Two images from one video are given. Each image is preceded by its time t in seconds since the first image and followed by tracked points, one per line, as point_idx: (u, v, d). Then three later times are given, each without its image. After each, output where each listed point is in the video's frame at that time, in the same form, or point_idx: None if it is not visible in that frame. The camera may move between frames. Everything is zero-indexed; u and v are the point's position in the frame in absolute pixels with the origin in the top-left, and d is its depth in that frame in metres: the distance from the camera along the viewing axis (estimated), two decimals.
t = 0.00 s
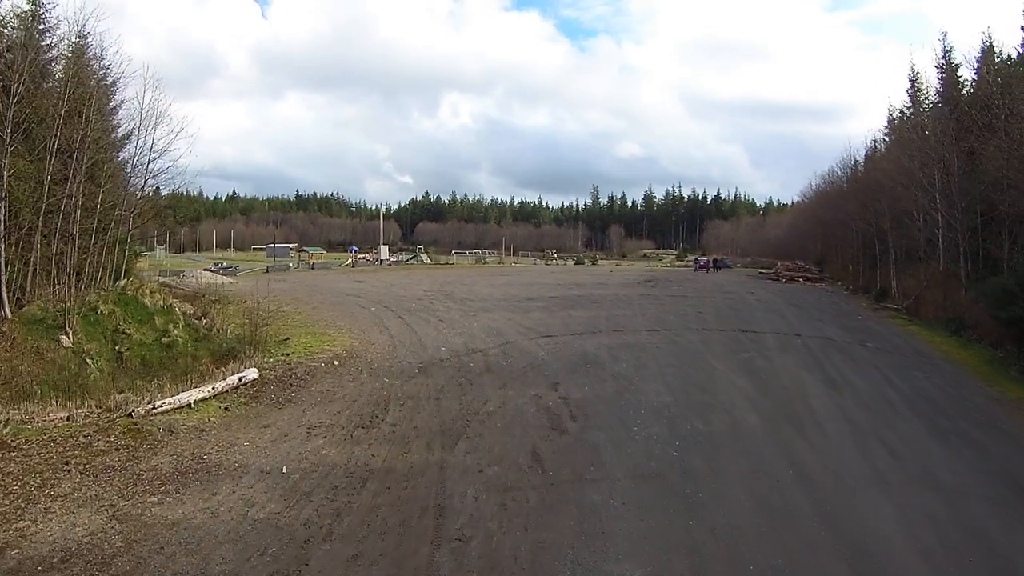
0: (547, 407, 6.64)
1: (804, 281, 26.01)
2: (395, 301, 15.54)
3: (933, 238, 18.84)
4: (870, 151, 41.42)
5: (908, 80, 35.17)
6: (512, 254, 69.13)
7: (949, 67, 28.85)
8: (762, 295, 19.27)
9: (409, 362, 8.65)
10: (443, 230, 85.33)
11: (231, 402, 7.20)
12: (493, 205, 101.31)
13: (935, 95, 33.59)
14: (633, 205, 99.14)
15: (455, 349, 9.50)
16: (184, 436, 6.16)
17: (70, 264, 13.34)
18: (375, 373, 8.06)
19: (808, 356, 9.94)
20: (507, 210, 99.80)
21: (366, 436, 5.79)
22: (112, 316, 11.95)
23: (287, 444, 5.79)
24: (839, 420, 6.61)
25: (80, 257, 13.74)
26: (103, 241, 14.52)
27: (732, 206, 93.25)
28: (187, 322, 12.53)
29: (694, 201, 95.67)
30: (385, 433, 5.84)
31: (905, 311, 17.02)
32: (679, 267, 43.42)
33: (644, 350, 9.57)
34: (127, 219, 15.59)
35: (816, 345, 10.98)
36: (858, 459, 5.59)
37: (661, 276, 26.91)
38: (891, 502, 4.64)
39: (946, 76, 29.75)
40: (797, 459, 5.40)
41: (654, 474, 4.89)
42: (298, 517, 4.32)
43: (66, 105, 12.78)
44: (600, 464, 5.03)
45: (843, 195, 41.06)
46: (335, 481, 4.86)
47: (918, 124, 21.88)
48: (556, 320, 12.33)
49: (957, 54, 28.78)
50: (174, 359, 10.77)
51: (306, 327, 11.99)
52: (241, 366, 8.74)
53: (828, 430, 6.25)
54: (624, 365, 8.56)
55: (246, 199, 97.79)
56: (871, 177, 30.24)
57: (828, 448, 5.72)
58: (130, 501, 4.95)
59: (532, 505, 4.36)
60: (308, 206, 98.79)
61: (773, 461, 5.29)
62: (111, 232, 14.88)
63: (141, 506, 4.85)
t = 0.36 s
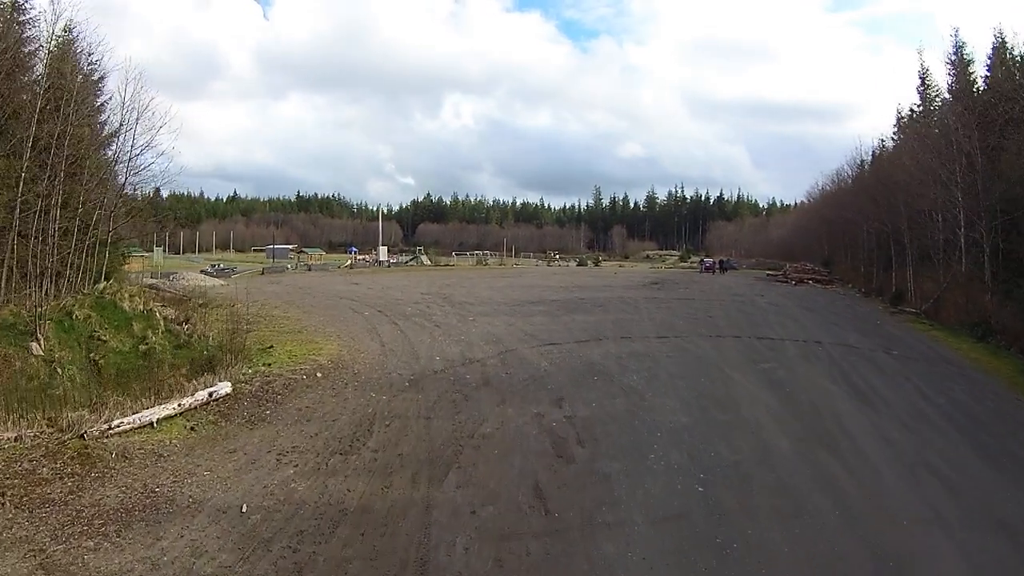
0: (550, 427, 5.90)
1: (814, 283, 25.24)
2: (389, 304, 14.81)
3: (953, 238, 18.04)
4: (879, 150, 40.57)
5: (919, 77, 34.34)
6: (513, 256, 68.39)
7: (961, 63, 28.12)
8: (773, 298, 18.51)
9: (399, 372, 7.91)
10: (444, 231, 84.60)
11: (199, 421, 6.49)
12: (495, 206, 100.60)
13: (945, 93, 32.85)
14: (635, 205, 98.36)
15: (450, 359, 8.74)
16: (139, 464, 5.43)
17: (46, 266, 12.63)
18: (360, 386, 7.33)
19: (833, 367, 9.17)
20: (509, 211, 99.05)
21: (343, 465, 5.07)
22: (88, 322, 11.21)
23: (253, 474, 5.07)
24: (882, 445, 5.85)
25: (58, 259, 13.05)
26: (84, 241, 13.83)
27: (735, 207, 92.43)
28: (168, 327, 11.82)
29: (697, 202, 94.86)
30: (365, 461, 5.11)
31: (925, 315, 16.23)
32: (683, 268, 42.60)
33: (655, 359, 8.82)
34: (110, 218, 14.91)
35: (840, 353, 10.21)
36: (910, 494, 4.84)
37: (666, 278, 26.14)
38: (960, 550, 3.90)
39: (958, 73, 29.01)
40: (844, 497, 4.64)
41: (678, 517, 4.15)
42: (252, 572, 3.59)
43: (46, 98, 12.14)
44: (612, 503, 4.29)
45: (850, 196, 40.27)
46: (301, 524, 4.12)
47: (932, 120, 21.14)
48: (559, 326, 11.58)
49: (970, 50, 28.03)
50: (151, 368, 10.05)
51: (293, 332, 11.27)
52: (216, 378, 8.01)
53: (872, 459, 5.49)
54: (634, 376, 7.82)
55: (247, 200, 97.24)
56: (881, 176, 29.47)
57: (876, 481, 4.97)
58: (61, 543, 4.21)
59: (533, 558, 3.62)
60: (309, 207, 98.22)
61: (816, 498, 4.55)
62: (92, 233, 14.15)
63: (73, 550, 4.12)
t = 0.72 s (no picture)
0: (557, 457, 5.19)
1: (823, 286, 24.50)
2: (384, 308, 14.08)
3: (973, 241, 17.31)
4: (886, 151, 39.81)
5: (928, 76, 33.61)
6: (514, 257, 67.66)
7: (974, 61, 27.38)
8: (784, 302, 17.77)
9: (388, 386, 7.21)
10: (444, 232, 83.90)
11: (161, 447, 5.80)
12: (495, 207, 99.91)
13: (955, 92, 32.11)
14: (637, 207, 97.63)
15: (445, 370, 8.03)
16: (82, 502, 4.75)
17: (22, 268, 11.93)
18: (344, 403, 6.65)
19: (862, 383, 8.45)
20: (510, 212, 98.32)
21: (316, 506, 4.37)
22: (61, 329, 10.44)
23: (210, 516, 4.37)
24: (937, 482, 5.13)
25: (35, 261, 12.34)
26: (63, 243, 13.12)
27: (738, 208, 91.70)
28: (147, 335, 11.11)
29: (699, 203, 94.13)
30: (341, 502, 4.41)
31: (944, 321, 15.53)
32: (687, 270, 41.85)
33: (668, 373, 8.10)
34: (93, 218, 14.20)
35: (866, 365, 9.48)
36: (980, 545, 4.13)
37: (671, 280, 25.42)
38: None
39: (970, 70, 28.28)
40: (904, 551, 3.94)
41: None
42: None
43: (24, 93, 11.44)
44: (633, 562, 3.58)
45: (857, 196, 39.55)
46: None
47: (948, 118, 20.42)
48: (562, 333, 10.85)
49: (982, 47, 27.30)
50: (125, 379, 9.33)
51: (280, 339, 10.57)
52: (188, 393, 7.32)
53: (928, 500, 4.78)
54: (647, 394, 7.09)
55: (246, 201, 96.67)
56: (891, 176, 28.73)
57: (939, 531, 4.27)
58: None
59: None
60: (308, 208, 97.62)
61: (874, 552, 3.87)
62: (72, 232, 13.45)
63: None
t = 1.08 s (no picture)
0: (565, 493, 4.51)
1: (831, 289, 23.85)
2: (377, 312, 13.38)
3: (992, 242, 16.65)
4: (893, 151, 39.14)
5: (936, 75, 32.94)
6: (514, 258, 67.06)
7: (984, 58, 26.82)
8: (795, 307, 17.10)
9: (376, 404, 6.55)
10: (443, 233, 83.28)
11: (117, 479, 5.16)
12: (495, 208, 99.29)
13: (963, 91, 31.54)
14: (637, 208, 97.00)
15: (440, 383, 7.34)
16: (14, 549, 4.10)
17: None
18: (326, 425, 5.99)
19: (894, 398, 7.77)
20: (509, 213, 97.72)
21: (282, 559, 3.71)
22: (31, 338, 9.67)
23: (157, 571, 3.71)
24: (1002, 520, 4.47)
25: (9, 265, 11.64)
26: (41, 245, 12.43)
27: (739, 209, 91.22)
28: (124, 343, 10.42)
29: (700, 203, 93.55)
30: (312, 554, 3.76)
31: (963, 326, 14.88)
32: (689, 272, 41.16)
33: (682, 388, 7.43)
34: (75, 220, 13.52)
35: (893, 378, 8.83)
36: None
37: (676, 283, 24.69)
38: None
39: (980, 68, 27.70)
40: None
41: None
42: None
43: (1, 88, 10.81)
44: None
45: (861, 196, 38.97)
46: None
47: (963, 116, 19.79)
48: (566, 341, 10.16)
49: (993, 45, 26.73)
50: (95, 393, 8.64)
51: (265, 347, 9.89)
52: (156, 413, 6.66)
53: (996, 543, 4.12)
54: (663, 413, 6.44)
55: (244, 202, 96.01)
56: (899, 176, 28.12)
57: None
58: None
59: None
60: (307, 209, 96.97)
61: None
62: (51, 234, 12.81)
63: None
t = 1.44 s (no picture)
0: (580, 544, 3.84)
1: (840, 292, 23.21)
2: (370, 317, 12.69)
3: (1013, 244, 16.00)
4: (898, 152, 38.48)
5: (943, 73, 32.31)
6: (513, 260, 66.37)
7: (995, 56, 26.23)
8: (808, 312, 16.44)
9: (362, 427, 5.87)
10: (442, 234, 82.62)
11: (61, 520, 4.47)
12: (494, 209, 98.60)
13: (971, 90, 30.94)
14: (637, 209, 96.38)
15: (435, 400, 6.64)
16: None
17: None
18: (305, 454, 5.31)
19: (932, 416, 7.12)
20: (508, 214, 97.04)
21: None
22: None
23: None
24: None
25: None
26: (16, 248, 11.74)
27: (739, 210, 90.65)
28: (98, 354, 9.74)
29: (700, 204, 92.96)
30: None
31: (984, 332, 14.22)
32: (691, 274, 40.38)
33: (702, 407, 6.76)
34: (54, 221, 12.83)
35: (926, 392, 8.17)
36: None
37: (681, 286, 23.99)
38: None
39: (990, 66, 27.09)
40: None
41: None
42: None
43: None
44: None
45: (866, 197, 38.36)
46: None
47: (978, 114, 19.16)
48: (571, 350, 9.49)
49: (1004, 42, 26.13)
50: (60, 408, 7.93)
51: (248, 357, 9.18)
52: (117, 436, 5.96)
53: None
54: (685, 437, 5.77)
55: (242, 202, 95.26)
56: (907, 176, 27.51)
57: None
58: None
59: None
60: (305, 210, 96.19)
61: None
62: (29, 235, 12.16)
63: None
